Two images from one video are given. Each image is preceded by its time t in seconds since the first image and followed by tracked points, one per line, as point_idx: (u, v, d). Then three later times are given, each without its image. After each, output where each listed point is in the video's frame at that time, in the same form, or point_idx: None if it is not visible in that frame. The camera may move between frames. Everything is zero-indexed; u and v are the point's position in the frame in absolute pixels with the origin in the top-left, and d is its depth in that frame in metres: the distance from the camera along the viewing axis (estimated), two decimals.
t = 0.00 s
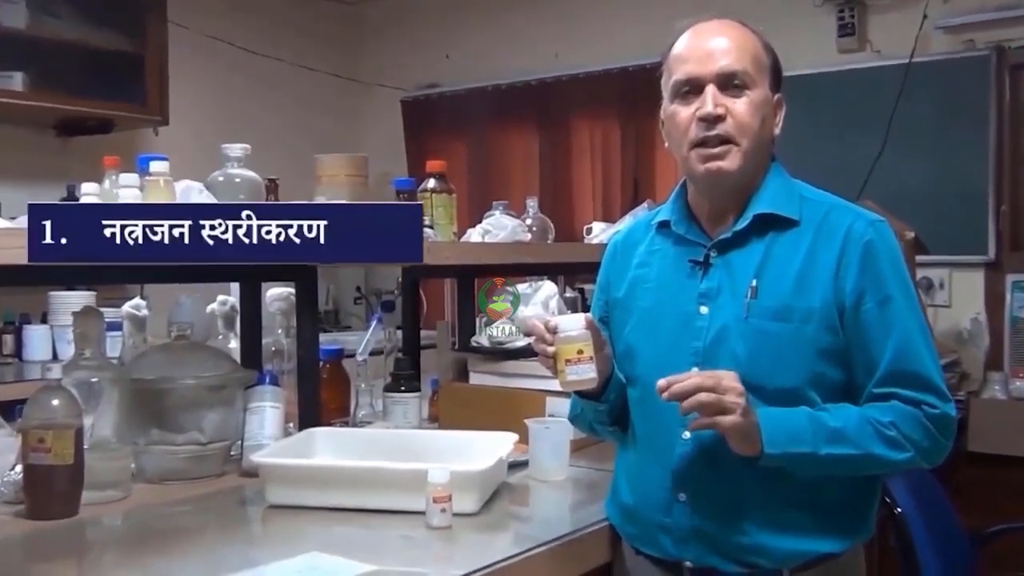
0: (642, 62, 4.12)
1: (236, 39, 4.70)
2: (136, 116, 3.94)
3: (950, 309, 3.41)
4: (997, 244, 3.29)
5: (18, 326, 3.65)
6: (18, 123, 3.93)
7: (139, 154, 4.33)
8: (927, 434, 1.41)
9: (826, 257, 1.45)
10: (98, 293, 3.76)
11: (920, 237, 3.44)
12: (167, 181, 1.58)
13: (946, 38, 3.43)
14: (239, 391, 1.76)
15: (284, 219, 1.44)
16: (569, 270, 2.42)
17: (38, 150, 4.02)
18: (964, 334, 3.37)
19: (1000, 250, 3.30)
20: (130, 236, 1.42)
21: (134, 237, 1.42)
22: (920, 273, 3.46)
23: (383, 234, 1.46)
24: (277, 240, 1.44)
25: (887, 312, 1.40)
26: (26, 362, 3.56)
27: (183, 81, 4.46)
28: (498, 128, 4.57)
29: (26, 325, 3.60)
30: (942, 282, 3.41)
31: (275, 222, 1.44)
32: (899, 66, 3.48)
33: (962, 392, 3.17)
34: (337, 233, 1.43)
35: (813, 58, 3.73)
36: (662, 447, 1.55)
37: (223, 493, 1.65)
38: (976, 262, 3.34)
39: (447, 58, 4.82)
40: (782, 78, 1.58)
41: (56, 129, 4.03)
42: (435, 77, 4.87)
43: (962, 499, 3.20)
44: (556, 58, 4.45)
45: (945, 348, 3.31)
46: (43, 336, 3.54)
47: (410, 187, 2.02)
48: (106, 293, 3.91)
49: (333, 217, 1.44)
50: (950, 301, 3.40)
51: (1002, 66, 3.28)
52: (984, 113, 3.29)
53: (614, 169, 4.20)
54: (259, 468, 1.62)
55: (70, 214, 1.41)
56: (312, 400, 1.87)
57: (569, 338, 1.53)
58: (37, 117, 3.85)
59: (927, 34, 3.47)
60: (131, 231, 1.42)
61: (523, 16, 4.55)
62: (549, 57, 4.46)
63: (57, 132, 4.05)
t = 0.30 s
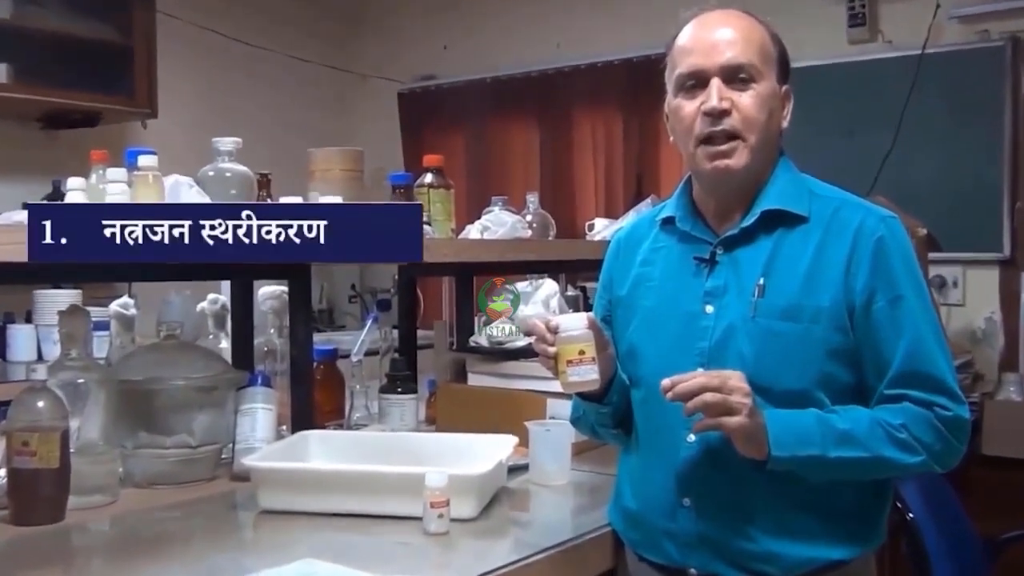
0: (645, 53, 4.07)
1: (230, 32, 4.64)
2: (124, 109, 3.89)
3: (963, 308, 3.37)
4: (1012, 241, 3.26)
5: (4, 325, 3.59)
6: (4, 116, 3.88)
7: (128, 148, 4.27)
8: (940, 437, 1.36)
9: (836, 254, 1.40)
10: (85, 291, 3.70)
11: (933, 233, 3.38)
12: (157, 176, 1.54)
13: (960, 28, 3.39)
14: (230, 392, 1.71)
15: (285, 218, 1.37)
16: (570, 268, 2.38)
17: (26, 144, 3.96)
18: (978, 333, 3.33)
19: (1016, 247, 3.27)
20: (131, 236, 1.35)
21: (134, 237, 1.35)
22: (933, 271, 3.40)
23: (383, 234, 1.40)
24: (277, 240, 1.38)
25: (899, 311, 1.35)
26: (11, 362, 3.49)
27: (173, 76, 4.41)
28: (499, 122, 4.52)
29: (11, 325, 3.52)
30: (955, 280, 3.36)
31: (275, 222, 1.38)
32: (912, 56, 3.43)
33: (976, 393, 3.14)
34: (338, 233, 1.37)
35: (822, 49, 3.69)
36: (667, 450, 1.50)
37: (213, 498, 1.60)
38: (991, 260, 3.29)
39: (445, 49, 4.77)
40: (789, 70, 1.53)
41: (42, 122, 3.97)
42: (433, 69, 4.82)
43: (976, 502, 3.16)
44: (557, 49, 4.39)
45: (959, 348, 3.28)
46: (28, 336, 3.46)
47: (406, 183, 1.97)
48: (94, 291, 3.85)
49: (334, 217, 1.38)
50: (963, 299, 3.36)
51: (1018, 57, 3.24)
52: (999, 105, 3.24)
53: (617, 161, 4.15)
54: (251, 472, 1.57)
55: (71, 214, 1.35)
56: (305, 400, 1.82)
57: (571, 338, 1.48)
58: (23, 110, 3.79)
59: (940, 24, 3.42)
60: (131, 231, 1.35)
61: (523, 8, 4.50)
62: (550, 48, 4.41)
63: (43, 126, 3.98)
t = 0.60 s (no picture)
0: (649, 44, 4.03)
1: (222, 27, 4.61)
2: (114, 103, 3.86)
3: (976, 307, 3.32)
4: None
5: None
6: None
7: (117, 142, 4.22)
8: (951, 439, 1.32)
9: (844, 251, 1.36)
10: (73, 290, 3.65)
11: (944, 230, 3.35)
12: (146, 171, 1.50)
13: (972, 19, 3.32)
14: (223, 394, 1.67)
15: (285, 218, 1.35)
16: (572, 266, 2.33)
17: (12, 139, 3.92)
18: (991, 333, 3.28)
19: None
20: (131, 236, 1.32)
21: (134, 237, 1.32)
22: (945, 269, 3.36)
23: (383, 234, 1.37)
24: (277, 240, 1.35)
25: (909, 310, 1.31)
26: None
27: (164, 71, 4.37)
28: (498, 116, 4.48)
29: None
30: (968, 279, 3.31)
31: (275, 222, 1.35)
32: (922, 49, 3.39)
33: (989, 395, 3.06)
34: (338, 233, 1.35)
35: (832, 41, 3.65)
36: (671, 452, 1.46)
37: (205, 502, 1.56)
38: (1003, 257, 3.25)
39: (442, 40, 4.73)
40: (796, 62, 1.49)
41: (28, 116, 3.92)
42: (430, 61, 4.78)
43: (991, 505, 3.11)
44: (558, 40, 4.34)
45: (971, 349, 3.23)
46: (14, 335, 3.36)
47: (403, 178, 1.93)
48: (82, 288, 3.80)
49: (334, 218, 1.36)
50: (976, 298, 3.31)
51: None
52: (1012, 99, 3.21)
53: (620, 152, 4.11)
54: (244, 475, 1.53)
55: (73, 214, 1.33)
56: (300, 402, 1.78)
57: (573, 339, 1.44)
58: (10, 104, 3.74)
59: (951, 16, 3.37)
60: (131, 231, 1.32)
61: None
62: (551, 39, 4.36)
63: (29, 120, 3.94)
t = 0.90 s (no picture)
0: (654, 33, 3.97)
1: (215, 21, 4.55)
2: (99, 93, 3.75)
3: (994, 305, 3.26)
4: None
5: None
6: None
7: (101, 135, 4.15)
8: (969, 443, 1.26)
9: (857, 247, 1.30)
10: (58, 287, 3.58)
11: (962, 226, 3.29)
12: (132, 164, 1.45)
13: (991, 8, 3.26)
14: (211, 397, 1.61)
15: (285, 218, 1.23)
16: (575, 263, 2.27)
17: None
18: (1010, 332, 3.21)
19: None
20: (131, 236, 1.22)
21: (134, 237, 1.22)
22: (962, 267, 3.31)
23: (384, 234, 1.25)
24: (277, 241, 1.24)
25: (924, 309, 1.26)
26: None
27: (154, 65, 4.31)
28: (499, 105, 4.42)
29: None
30: (985, 276, 3.26)
31: (275, 221, 1.24)
32: (939, 37, 3.32)
33: (1008, 397, 3.07)
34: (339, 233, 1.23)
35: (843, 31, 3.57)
36: (676, 456, 1.40)
37: (191, 510, 1.49)
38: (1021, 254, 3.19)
39: (440, 28, 4.67)
40: (807, 51, 1.43)
41: (10, 108, 3.84)
42: (427, 51, 4.71)
43: (1007, 509, 3.04)
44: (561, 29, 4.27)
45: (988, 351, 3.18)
46: None
47: (398, 172, 1.87)
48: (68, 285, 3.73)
49: (335, 217, 1.24)
50: (994, 296, 3.25)
51: None
52: None
53: (625, 140, 4.05)
54: (232, 482, 1.47)
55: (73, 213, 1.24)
56: (291, 404, 1.72)
57: (574, 338, 1.38)
58: None
59: (969, 4, 3.30)
60: (131, 231, 1.22)
61: None
62: (553, 28, 4.29)
63: (11, 112, 3.85)
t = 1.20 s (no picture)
0: (660, 24, 3.90)
1: (212, 17, 4.51)
2: (83, 86, 3.65)
3: (1012, 306, 3.14)
4: None
5: None
6: None
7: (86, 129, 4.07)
8: (984, 447, 1.21)
9: (869, 244, 1.26)
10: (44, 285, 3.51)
11: (977, 225, 3.21)
12: (118, 160, 1.40)
13: None
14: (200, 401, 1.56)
15: (284, 218, 1.22)
16: (577, 263, 2.23)
17: None
18: None
19: None
20: (131, 236, 1.21)
21: (135, 237, 1.22)
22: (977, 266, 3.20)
23: (383, 235, 1.23)
24: (277, 241, 1.23)
25: (938, 309, 1.21)
26: None
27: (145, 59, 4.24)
28: (497, 99, 4.37)
29: None
30: (1002, 277, 3.15)
31: (275, 221, 1.22)
32: (955, 29, 3.25)
33: None
34: (339, 234, 1.21)
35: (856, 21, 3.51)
36: (680, 460, 1.35)
37: (179, 518, 1.45)
38: None
39: (436, 19, 4.60)
40: (817, 43, 1.38)
41: None
42: (423, 43, 4.65)
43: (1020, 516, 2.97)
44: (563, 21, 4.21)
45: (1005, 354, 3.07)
46: None
47: (394, 168, 1.83)
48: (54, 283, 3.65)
49: (334, 217, 1.22)
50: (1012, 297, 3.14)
51: None
52: None
53: (628, 136, 3.99)
54: (222, 488, 1.42)
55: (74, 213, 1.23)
56: (283, 407, 1.67)
57: (575, 336, 1.33)
58: None
59: None
60: (132, 231, 1.21)
61: None
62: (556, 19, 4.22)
63: None
